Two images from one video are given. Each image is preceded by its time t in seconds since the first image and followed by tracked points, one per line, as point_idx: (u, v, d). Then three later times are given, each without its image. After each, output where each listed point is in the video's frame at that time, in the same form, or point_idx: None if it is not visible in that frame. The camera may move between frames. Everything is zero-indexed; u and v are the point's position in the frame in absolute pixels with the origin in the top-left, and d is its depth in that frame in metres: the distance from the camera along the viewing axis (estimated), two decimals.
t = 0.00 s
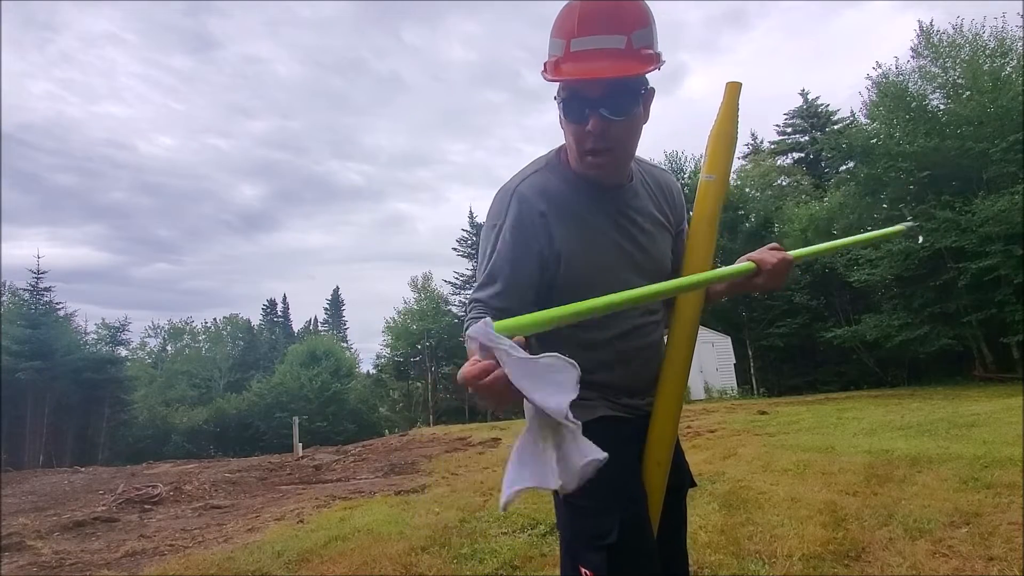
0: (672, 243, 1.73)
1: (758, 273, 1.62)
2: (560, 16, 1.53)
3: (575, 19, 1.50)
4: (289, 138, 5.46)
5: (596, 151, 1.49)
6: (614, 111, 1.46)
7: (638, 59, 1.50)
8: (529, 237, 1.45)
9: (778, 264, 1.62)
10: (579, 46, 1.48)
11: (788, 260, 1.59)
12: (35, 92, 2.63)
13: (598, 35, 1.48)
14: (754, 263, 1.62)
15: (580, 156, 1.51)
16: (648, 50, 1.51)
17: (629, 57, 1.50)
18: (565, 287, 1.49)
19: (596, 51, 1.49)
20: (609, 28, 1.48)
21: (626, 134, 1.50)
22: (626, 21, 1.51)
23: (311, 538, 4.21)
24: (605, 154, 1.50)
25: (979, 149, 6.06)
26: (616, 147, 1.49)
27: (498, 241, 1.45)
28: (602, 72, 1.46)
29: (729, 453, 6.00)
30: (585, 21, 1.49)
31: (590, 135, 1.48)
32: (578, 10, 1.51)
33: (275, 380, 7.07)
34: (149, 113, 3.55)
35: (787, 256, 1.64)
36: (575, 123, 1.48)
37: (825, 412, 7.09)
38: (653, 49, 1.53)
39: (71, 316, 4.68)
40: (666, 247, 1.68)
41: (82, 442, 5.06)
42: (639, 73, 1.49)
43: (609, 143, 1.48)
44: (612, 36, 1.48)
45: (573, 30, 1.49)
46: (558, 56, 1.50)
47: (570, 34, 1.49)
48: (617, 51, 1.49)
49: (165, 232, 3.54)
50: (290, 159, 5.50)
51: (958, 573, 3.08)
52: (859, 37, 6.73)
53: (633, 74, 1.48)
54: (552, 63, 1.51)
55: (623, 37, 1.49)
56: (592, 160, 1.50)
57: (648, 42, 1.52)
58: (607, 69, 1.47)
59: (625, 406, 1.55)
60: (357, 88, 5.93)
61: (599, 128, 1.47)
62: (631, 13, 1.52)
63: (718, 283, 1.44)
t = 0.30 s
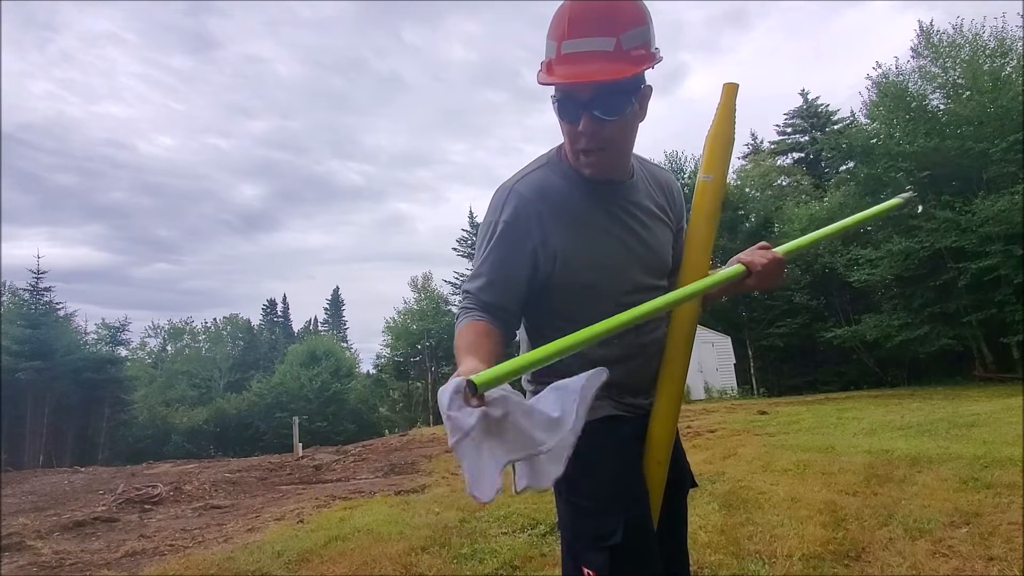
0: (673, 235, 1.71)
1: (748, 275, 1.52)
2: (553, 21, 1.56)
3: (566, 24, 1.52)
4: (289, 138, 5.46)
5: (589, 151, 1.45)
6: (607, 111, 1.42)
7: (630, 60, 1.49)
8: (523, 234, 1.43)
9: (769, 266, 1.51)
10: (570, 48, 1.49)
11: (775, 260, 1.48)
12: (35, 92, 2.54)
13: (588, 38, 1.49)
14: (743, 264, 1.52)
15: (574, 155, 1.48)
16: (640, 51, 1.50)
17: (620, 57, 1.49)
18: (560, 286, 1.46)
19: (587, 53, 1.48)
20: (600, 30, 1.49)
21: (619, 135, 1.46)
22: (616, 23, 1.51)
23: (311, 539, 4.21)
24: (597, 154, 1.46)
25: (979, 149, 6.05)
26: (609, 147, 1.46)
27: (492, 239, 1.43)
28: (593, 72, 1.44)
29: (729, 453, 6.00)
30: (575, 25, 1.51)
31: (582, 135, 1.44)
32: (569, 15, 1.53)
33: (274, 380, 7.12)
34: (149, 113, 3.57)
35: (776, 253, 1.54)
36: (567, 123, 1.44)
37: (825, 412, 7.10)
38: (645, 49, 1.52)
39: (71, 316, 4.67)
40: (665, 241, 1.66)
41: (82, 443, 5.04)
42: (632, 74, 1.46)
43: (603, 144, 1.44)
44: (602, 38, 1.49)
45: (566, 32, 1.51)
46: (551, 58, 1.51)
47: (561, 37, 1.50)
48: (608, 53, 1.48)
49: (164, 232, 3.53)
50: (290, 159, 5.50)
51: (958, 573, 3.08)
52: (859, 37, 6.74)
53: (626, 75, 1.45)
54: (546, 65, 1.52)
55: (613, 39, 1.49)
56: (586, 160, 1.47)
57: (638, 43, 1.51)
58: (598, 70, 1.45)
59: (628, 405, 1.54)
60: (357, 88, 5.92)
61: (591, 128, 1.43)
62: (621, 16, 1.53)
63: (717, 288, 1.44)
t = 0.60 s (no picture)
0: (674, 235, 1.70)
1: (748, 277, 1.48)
2: (555, 27, 1.50)
3: (569, 29, 1.45)
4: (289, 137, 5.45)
5: (589, 159, 1.40)
6: (607, 120, 1.36)
7: (633, 71, 1.42)
8: (522, 239, 1.41)
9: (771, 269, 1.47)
10: (572, 57, 1.42)
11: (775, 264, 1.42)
12: (33, 91, 2.49)
13: (591, 47, 1.42)
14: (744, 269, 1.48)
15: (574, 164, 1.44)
16: (644, 62, 1.44)
17: (623, 68, 1.42)
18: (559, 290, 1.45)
19: (590, 62, 1.41)
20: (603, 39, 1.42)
21: (619, 144, 1.41)
22: (620, 33, 1.45)
23: (311, 539, 4.21)
24: (596, 161, 1.41)
25: (980, 149, 5.92)
26: (609, 155, 1.41)
27: (490, 246, 1.43)
28: (594, 82, 1.38)
29: (730, 453, 5.99)
30: (579, 32, 1.45)
31: (581, 143, 1.39)
32: (572, 20, 1.46)
33: (275, 380, 7.19)
34: (148, 112, 3.50)
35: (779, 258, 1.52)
36: (567, 130, 1.39)
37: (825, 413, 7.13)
38: (649, 60, 1.45)
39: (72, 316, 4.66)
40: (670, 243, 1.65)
41: (82, 443, 5.03)
42: (635, 85, 1.40)
43: (602, 152, 1.39)
44: (605, 48, 1.42)
45: (570, 38, 1.44)
46: (552, 66, 1.45)
47: (563, 45, 1.44)
48: (611, 63, 1.41)
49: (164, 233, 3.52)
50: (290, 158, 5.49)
51: (958, 573, 3.08)
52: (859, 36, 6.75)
53: (628, 85, 1.39)
54: (548, 72, 1.46)
55: (616, 49, 1.42)
56: (585, 169, 1.42)
57: (643, 54, 1.45)
58: (599, 80, 1.39)
59: (628, 405, 1.56)
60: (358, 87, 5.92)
61: (590, 137, 1.37)
62: (625, 26, 1.46)
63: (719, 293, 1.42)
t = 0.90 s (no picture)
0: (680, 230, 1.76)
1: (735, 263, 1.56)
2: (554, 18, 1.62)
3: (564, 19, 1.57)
4: (291, 137, 5.46)
5: (593, 139, 1.55)
6: (607, 102, 1.53)
7: (625, 53, 1.56)
8: (546, 221, 1.49)
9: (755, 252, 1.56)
10: (569, 46, 1.56)
11: (764, 245, 1.49)
12: (36, 91, 2.54)
13: (585, 35, 1.55)
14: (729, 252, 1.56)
15: (580, 147, 1.58)
16: (634, 44, 1.57)
17: (616, 51, 1.55)
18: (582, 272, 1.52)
19: (586, 48, 1.55)
20: (596, 26, 1.54)
21: (618, 124, 1.56)
22: (611, 16, 1.55)
23: (311, 539, 4.21)
24: (601, 142, 1.56)
25: (980, 148, 5.89)
26: (611, 134, 1.56)
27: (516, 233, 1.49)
28: (592, 67, 1.53)
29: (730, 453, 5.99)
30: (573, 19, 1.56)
31: (585, 124, 1.55)
32: (567, 10, 1.58)
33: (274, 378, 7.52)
34: (148, 111, 3.49)
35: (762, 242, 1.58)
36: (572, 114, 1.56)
37: (825, 412, 7.16)
38: (639, 41, 1.58)
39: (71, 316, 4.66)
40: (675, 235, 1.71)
41: (83, 443, 5.04)
42: (627, 69, 1.55)
43: (605, 132, 1.55)
44: (598, 34, 1.55)
45: (565, 30, 1.57)
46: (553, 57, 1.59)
47: (561, 37, 1.58)
48: (605, 47, 1.55)
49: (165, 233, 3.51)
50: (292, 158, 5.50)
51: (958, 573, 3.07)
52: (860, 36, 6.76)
53: (621, 70, 1.54)
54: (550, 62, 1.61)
55: (608, 34, 1.55)
56: (592, 149, 1.57)
57: (633, 36, 1.57)
58: (597, 64, 1.53)
59: (631, 405, 1.55)
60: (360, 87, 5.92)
61: (593, 116, 1.54)
62: (615, 8, 1.56)
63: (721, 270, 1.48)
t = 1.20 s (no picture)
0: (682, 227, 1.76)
1: (722, 251, 1.53)
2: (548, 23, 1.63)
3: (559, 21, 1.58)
4: (292, 137, 5.48)
5: (600, 134, 1.56)
6: (612, 95, 1.53)
7: (624, 46, 1.56)
8: (541, 216, 1.51)
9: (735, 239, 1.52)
10: (569, 45, 1.56)
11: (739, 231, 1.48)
12: (36, 90, 2.51)
13: (583, 32, 1.55)
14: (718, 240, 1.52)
15: (585, 144, 1.59)
16: (631, 37, 1.57)
17: (616, 45, 1.55)
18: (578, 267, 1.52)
19: (586, 45, 1.55)
20: (593, 23, 1.54)
21: (624, 117, 1.57)
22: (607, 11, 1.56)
23: (311, 538, 4.21)
24: (606, 136, 1.56)
25: (979, 149, 5.95)
26: (616, 129, 1.57)
27: (512, 223, 1.52)
28: (593, 61, 1.53)
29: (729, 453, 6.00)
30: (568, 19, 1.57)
31: (591, 120, 1.55)
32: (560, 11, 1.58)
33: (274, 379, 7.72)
34: (150, 110, 3.51)
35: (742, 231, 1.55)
36: (577, 111, 1.56)
37: (825, 413, 7.17)
38: (635, 34, 1.58)
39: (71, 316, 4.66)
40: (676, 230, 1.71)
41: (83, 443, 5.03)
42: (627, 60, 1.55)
43: (610, 126, 1.56)
44: (597, 30, 1.55)
45: (563, 31, 1.57)
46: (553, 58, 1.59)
47: (559, 38, 1.58)
48: (605, 42, 1.55)
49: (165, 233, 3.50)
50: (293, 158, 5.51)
51: (957, 573, 3.07)
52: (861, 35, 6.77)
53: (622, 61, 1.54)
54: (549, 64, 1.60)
55: (605, 29, 1.55)
56: (597, 145, 1.57)
57: (630, 29, 1.57)
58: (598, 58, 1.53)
59: (631, 405, 1.55)
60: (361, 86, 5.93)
61: (599, 111, 1.54)
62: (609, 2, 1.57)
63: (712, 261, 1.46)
